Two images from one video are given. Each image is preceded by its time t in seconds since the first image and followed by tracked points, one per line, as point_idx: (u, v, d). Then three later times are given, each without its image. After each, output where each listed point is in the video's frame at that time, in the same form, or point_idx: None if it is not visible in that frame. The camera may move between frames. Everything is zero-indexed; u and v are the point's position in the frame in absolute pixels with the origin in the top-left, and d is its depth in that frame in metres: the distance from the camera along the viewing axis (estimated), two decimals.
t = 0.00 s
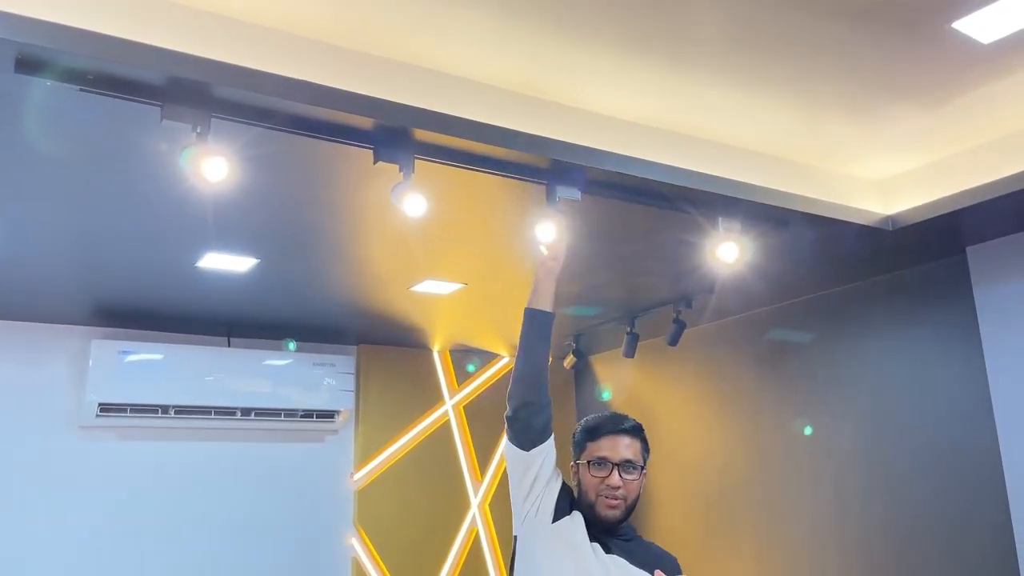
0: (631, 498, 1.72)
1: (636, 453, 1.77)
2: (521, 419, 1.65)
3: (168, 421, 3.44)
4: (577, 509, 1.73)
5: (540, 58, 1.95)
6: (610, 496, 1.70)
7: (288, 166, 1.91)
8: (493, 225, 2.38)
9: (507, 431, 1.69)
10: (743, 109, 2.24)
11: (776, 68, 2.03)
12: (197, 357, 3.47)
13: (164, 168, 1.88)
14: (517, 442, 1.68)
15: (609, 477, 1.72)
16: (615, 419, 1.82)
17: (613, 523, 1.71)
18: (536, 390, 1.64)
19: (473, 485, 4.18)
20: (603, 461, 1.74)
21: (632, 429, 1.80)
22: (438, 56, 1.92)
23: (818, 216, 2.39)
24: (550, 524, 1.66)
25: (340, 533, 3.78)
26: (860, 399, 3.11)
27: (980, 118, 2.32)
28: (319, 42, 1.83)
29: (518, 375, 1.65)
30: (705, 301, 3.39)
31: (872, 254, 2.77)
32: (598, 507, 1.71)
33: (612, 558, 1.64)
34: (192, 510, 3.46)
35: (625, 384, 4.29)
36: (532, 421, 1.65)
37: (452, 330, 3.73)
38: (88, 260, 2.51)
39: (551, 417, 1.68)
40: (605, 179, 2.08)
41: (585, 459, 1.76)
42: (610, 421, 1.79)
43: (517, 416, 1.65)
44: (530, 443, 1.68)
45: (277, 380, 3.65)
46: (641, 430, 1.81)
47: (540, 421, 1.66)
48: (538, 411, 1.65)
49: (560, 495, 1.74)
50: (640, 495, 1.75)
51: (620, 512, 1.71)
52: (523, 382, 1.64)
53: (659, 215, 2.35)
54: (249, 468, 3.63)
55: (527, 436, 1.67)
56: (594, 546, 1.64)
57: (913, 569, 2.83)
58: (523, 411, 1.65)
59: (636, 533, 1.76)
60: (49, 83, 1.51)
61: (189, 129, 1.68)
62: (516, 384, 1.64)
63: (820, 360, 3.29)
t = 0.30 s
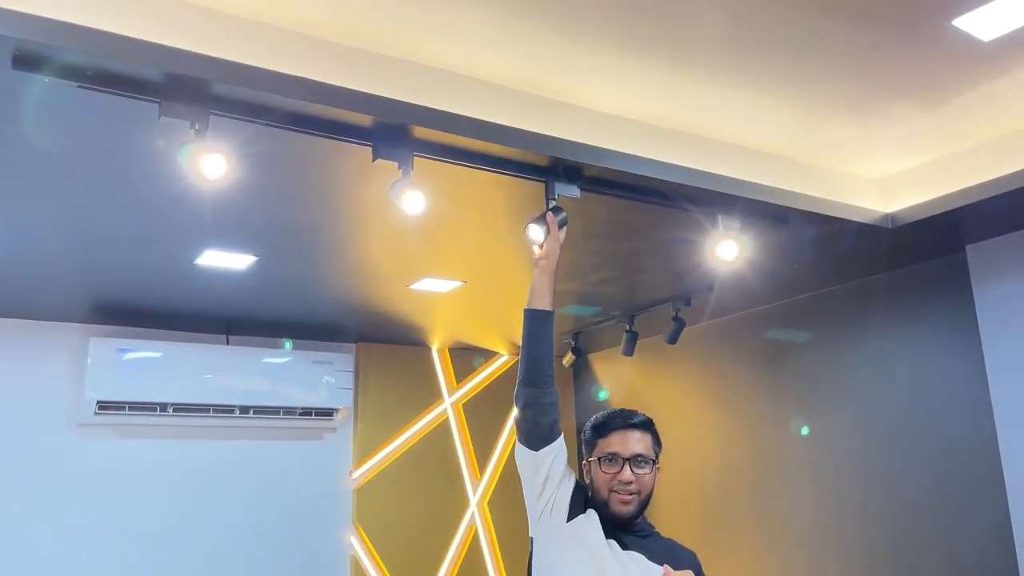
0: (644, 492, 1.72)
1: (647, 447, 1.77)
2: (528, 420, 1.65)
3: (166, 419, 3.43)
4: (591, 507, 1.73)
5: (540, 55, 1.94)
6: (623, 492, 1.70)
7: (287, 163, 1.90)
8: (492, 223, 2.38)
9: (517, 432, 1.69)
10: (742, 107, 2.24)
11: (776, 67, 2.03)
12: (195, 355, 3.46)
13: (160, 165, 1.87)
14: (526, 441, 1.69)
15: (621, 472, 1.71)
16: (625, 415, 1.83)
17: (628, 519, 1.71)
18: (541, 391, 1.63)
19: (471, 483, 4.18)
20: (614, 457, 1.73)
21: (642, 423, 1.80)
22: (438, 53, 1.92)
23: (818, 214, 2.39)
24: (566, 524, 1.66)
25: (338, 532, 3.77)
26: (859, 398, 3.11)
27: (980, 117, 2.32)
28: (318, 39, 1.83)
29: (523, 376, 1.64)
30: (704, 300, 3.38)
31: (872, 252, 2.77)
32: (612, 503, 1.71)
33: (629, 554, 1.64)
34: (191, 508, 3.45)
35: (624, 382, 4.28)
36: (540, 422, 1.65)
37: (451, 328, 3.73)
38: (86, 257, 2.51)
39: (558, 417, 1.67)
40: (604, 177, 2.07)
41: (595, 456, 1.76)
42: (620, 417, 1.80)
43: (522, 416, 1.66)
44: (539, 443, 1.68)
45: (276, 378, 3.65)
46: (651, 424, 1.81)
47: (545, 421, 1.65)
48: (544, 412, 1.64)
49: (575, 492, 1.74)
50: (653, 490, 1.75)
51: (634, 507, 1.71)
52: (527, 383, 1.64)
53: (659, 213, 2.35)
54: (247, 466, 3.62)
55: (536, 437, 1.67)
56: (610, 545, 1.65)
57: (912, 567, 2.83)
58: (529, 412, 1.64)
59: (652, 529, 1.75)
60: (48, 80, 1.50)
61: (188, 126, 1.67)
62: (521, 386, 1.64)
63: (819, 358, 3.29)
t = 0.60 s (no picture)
0: (649, 487, 1.75)
1: (651, 441, 1.80)
2: (535, 416, 1.70)
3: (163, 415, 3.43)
4: (598, 504, 1.77)
5: (539, 52, 1.95)
6: (628, 487, 1.74)
7: (285, 159, 1.90)
8: (490, 219, 2.38)
9: (522, 428, 1.74)
10: (741, 103, 2.23)
11: (775, 63, 2.03)
12: (193, 351, 3.46)
13: (156, 160, 1.86)
14: (532, 438, 1.73)
15: (626, 467, 1.75)
16: (628, 410, 1.85)
17: (633, 514, 1.74)
18: (547, 386, 1.68)
19: (469, 479, 4.18)
20: (618, 451, 1.77)
21: (644, 418, 1.83)
22: (437, 50, 1.92)
23: (816, 211, 2.39)
24: (572, 520, 1.71)
25: (336, 528, 3.78)
26: (856, 394, 3.11)
27: (979, 114, 2.32)
28: (316, 35, 1.82)
29: (529, 373, 1.69)
30: (702, 296, 3.38)
31: (869, 249, 2.77)
32: (617, 498, 1.74)
33: (635, 551, 1.67)
34: (190, 504, 3.46)
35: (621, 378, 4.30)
36: (546, 418, 1.70)
37: (449, 325, 3.73)
38: (84, 252, 2.50)
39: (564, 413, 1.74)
40: (601, 173, 2.07)
41: (599, 451, 1.79)
42: (623, 411, 1.82)
43: (531, 414, 1.71)
44: (546, 439, 1.73)
45: (274, 374, 3.65)
46: (654, 418, 1.84)
47: (555, 418, 1.71)
48: (551, 408, 1.69)
49: (582, 490, 1.78)
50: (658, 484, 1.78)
51: (639, 501, 1.74)
52: (534, 379, 1.68)
53: (656, 210, 2.34)
54: (245, 461, 3.62)
55: (542, 432, 1.72)
56: (617, 540, 1.69)
57: (909, 563, 2.84)
58: (536, 408, 1.69)
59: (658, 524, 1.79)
60: (44, 75, 1.50)
61: (185, 121, 1.67)
62: (527, 382, 1.69)
63: (817, 355, 3.29)
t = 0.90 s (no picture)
0: (648, 478, 1.77)
1: (650, 432, 1.81)
2: (538, 408, 1.70)
3: (159, 407, 3.43)
4: (597, 496, 1.79)
5: (537, 43, 1.94)
6: (627, 478, 1.75)
7: (281, 150, 1.89)
8: (488, 211, 2.38)
9: (524, 421, 1.73)
10: (739, 95, 2.23)
11: (774, 55, 2.02)
12: (190, 343, 3.46)
13: (152, 150, 1.86)
14: (534, 431, 1.73)
15: (625, 458, 1.76)
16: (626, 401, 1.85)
17: (632, 505, 1.76)
18: (550, 377, 1.69)
19: (465, 472, 4.19)
20: (617, 443, 1.78)
21: (643, 409, 1.83)
22: (434, 40, 1.91)
23: (813, 204, 2.39)
24: (572, 512, 1.74)
25: (333, 520, 3.78)
26: (853, 387, 3.11)
27: (977, 107, 2.31)
28: (312, 25, 1.81)
29: (532, 364, 1.69)
30: (700, 290, 3.38)
31: (866, 243, 2.77)
32: (617, 489, 1.76)
33: (634, 544, 1.71)
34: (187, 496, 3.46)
35: (619, 371, 4.30)
36: (549, 409, 1.70)
37: (447, 317, 3.73)
38: (80, 243, 2.50)
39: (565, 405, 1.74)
40: (598, 165, 2.07)
41: (598, 443, 1.80)
42: (621, 403, 1.83)
43: (533, 405, 1.70)
44: (548, 432, 1.73)
45: (271, 366, 3.65)
46: (652, 409, 1.84)
47: (557, 409, 1.71)
48: (554, 399, 1.69)
49: (581, 482, 1.80)
50: (656, 475, 1.79)
51: (638, 493, 1.76)
52: (537, 370, 1.69)
53: (654, 203, 2.34)
54: (242, 453, 3.63)
55: (545, 424, 1.72)
56: (616, 533, 1.72)
57: (905, 556, 2.85)
58: (539, 399, 1.69)
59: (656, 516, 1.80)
60: (38, 65, 1.49)
61: (181, 112, 1.67)
62: (530, 373, 1.69)
63: (813, 348, 3.30)
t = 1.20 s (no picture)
0: (646, 465, 1.77)
1: (647, 420, 1.82)
2: (536, 394, 1.70)
3: (158, 392, 3.43)
4: (594, 482, 1.78)
5: (536, 29, 1.93)
6: (624, 465, 1.76)
7: (279, 136, 1.89)
8: (486, 198, 2.37)
9: (522, 407, 1.73)
10: (738, 83, 2.22)
11: (774, 42, 2.01)
12: (187, 329, 3.46)
13: (149, 135, 1.85)
14: (532, 416, 1.73)
15: (622, 445, 1.77)
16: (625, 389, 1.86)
17: (629, 493, 1.76)
18: (548, 363, 1.69)
19: (463, 457, 4.21)
20: (614, 430, 1.79)
21: (640, 396, 1.84)
22: (433, 25, 1.90)
23: (812, 192, 2.39)
24: (571, 498, 1.75)
25: (331, 506, 3.80)
26: (850, 375, 3.12)
27: (977, 95, 2.31)
28: (310, 9, 1.80)
29: (529, 350, 1.69)
30: (698, 277, 3.38)
31: (864, 231, 2.77)
32: (613, 477, 1.76)
33: (631, 530, 1.72)
34: (185, 481, 3.47)
35: (616, 358, 4.31)
36: (547, 394, 1.70)
37: (445, 304, 3.73)
38: (77, 228, 2.49)
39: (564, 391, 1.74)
40: (597, 152, 2.06)
41: (595, 430, 1.81)
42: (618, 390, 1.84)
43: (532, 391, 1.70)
44: (546, 416, 1.73)
45: (269, 352, 3.65)
46: (650, 397, 1.85)
47: (554, 395, 1.71)
48: (551, 384, 1.70)
49: (579, 467, 1.81)
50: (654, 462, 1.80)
51: (636, 480, 1.76)
52: (534, 356, 1.69)
53: (653, 190, 2.34)
54: (239, 439, 3.63)
55: (543, 409, 1.72)
56: (613, 519, 1.72)
57: (899, 543, 2.87)
58: (538, 385, 1.69)
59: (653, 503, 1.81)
60: (34, 48, 1.48)
61: (178, 97, 1.66)
62: (528, 359, 1.69)
63: (810, 336, 3.30)
